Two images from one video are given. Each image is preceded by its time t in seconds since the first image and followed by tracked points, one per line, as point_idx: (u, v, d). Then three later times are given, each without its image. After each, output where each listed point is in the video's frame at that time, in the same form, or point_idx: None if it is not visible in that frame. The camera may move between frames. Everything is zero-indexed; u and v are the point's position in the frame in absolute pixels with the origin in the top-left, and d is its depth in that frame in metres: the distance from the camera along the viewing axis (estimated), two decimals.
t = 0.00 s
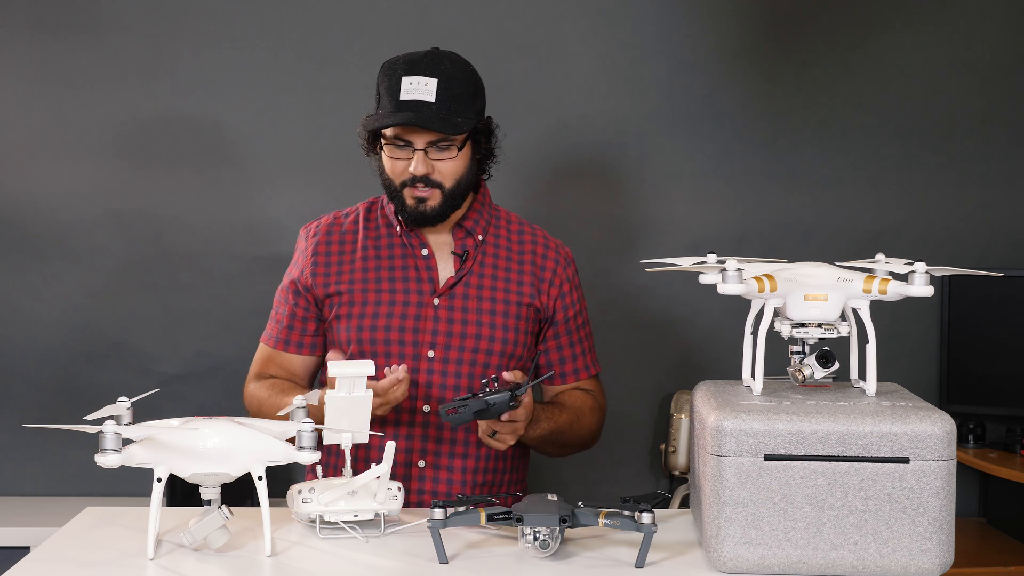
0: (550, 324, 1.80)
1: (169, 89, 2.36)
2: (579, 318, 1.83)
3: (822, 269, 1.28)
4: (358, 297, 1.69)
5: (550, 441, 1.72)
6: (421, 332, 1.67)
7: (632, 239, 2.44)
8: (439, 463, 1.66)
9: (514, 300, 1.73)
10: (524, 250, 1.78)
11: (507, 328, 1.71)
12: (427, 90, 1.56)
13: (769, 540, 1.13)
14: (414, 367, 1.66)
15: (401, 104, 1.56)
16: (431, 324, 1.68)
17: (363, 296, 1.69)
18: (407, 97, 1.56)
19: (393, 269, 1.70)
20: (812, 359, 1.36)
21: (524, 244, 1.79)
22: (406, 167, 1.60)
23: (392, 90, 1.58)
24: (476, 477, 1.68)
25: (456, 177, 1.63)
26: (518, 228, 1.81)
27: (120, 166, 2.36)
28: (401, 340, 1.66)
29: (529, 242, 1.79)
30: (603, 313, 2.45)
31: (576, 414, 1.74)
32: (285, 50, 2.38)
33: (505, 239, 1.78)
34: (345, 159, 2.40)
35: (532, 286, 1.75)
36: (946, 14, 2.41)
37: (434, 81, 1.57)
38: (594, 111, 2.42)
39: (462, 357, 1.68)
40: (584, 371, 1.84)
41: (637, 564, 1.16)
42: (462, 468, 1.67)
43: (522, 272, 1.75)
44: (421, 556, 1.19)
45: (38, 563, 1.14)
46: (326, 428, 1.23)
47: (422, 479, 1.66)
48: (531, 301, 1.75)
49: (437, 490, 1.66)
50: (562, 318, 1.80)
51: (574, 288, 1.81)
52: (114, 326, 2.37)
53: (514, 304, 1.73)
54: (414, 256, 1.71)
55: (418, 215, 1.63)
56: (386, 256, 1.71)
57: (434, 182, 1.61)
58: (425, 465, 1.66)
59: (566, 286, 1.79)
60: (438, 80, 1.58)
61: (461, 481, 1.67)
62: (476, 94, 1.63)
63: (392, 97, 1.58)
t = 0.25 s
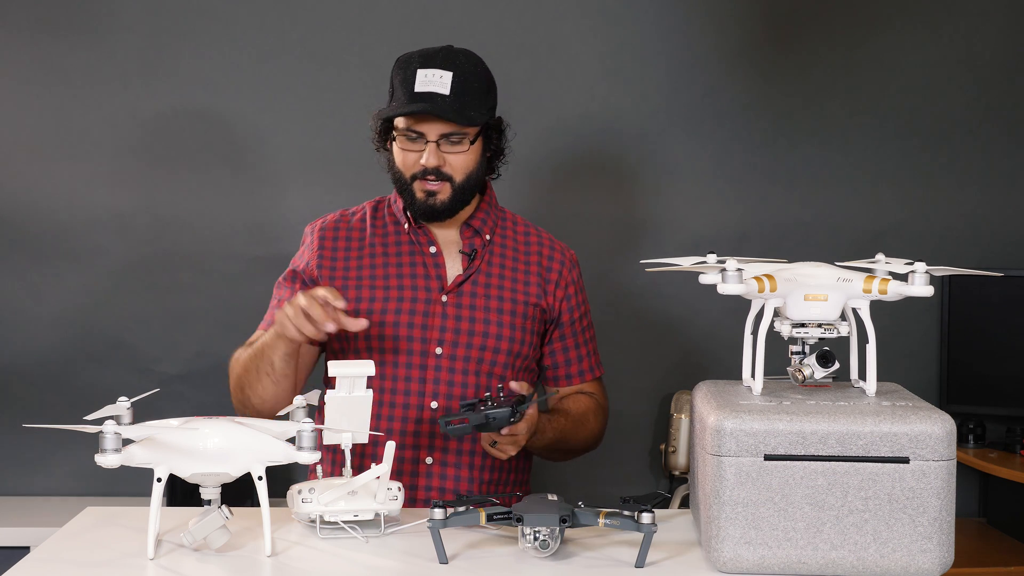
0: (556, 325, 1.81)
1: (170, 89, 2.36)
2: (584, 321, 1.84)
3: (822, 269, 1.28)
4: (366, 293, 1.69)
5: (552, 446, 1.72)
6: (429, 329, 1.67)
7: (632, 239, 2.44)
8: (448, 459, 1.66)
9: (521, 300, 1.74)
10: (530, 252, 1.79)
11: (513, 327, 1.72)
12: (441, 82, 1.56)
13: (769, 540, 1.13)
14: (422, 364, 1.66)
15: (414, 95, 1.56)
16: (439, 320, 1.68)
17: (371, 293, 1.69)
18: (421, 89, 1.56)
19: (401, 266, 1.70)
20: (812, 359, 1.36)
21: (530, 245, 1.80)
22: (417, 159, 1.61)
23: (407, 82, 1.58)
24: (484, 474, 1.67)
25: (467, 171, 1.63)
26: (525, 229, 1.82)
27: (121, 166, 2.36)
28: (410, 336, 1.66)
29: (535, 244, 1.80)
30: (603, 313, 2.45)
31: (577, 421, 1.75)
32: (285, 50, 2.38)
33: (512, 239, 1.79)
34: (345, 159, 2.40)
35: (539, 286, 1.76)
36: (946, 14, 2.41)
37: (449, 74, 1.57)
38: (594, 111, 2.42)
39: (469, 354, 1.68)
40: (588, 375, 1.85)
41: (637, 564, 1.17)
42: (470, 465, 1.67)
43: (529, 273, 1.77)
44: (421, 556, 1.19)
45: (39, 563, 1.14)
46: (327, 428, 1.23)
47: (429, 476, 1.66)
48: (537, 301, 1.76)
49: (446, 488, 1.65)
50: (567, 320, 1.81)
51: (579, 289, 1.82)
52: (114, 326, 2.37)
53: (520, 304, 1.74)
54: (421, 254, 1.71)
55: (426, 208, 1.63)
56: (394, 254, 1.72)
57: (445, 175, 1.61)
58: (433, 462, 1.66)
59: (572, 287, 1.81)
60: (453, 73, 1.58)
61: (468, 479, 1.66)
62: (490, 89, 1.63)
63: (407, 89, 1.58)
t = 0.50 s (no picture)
0: (559, 329, 1.84)
1: (169, 89, 2.36)
2: (585, 325, 1.87)
3: (822, 269, 1.28)
4: (374, 291, 1.68)
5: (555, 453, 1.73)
6: (438, 329, 1.67)
7: (632, 239, 2.44)
8: (452, 460, 1.66)
9: (527, 303, 1.75)
10: (536, 256, 1.81)
11: (518, 329, 1.73)
12: (465, 68, 1.60)
13: (769, 540, 1.13)
14: (430, 365, 1.65)
15: (439, 78, 1.60)
16: (448, 321, 1.68)
17: (379, 291, 1.68)
18: (445, 73, 1.60)
19: (409, 266, 1.70)
20: (812, 359, 1.36)
21: (536, 249, 1.82)
22: (436, 142, 1.63)
23: (431, 66, 1.62)
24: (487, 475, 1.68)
25: (485, 159, 1.66)
26: (530, 234, 1.84)
27: (120, 166, 2.36)
28: (419, 337, 1.65)
29: (540, 248, 1.82)
30: (603, 313, 2.45)
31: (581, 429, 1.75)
32: (285, 51, 2.38)
33: (518, 243, 1.81)
34: (345, 159, 2.40)
35: (544, 290, 1.78)
36: (946, 14, 2.41)
37: (473, 61, 1.61)
38: (594, 110, 2.42)
39: (476, 356, 1.68)
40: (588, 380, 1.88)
41: (637, 564, 1.16)
42: (475, 465, 1.67)
43: (535, 276, 1.78)
44: (421, 556, 1.19)
45: (39, 563, 1.14)
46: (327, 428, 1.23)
47: (434, 476, 1.65)
48: (544, 305, 1.77)
49: (449, 488, 1.65)
50: (570, 324, 1.84)
51: (580, 294, 1.85)
52: (114, 326, 2.37)
53: (527, 307, 1.74)
54: (431, 254, 1.71)
55: (441, 191, 1.64)
56: (403, 252, 1.71)
57: (462, 159, 1.63)
58: (438, 463, 1.66)
59: (574, 293, 1.83)
60: (477, 61, 1.62)
61: (472, 479, 1.67)
62: (509, 82, 1.68)
63: (431, 72, 1.61)
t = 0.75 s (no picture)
0: (562, 335, 1.85)
1: (169, 89, 2.36)
2: (587, 331, 1.87)
3: (822, 269, 1.28)
4: (379, 291, 1.68)
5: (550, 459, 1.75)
6: (445, 332, 1.67)
7: (632, 239, 2.44)
8: (453, 461, 1.66)
9: (532, 308, 1.76)
10: (541, 262, 1.81)
11: (522, 332, 1.73)
12: (486, 66, 1.63)
13: (769, 540, 1.13)
14: (435, 366, 1.65)
15: (460, 74, 1.62)
16: (455, 324, 1.67)
17: (387, 292, 1.68)
18: (466, 70, 1.62)
19: (416, 267, 1.70)
20: (812, 359, 1.36)
21: (541, 256, 1.83)
22: (453, 138, 1.65)
23: (451, 63, 1.64)
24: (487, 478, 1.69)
25: (500, 157, 1.68)
26: (536, 240, 1.85)
27: (120, 166, 2.36)
28: (426, 339, 1.65)
29: (546, 255, 1.83)
30: (603, 313, 2.45)
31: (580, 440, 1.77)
32: (285, 51, 2.38)
33: (524, 249, 1.81)
34: (345, 159, 2.40)
35: (549, 296, 1.78)
36: (946, 14, 2.41)
37: (493, 60, 1.64)
38: (594, 110, 2.42)
39: (481, 359, 1.68)
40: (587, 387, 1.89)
41: (637, 564, 1.16)
42: (475, 466, 1.68)
43: (540, 282, 1.79)
44: (421, 556, 1.19)
45: (38, 563, 1.14)
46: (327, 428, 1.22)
47: (434, 478, 1.65)
48: (548, 311, 1.78)
49: (449, 489, 1.65)
50: (573, 330, 1.84)
51: (583, 302, 1.86)
52: (115, 326, 2.37)
53: (532, 312, 1.75)
54: (439, 255, 1.71)
55: (456, 187, 1.66)
56: (411, 253, 1.71)
57: (479, 157, 1.66)
58: (438, 464, 1.66)
59: (578, 300, 1.84)
60: (497, 60, 1.64)
61: (470, 481, 1.67)
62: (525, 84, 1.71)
63: (451, 70, 1.63)
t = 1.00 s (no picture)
0: (563, 333, 1.84)
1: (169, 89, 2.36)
2: (588, 329, 1.87)
3: (822, 269, 1.28)
4: (379, 291, 1.68)
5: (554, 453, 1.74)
6: (443, 331, 1.66)
7: (632, 239, 2.44)
8: (453, 460, 1.66)
9: (532, 306, 1.75)
10: (541, 260, 1.81)
11: (521, 330, 1.73)
12: (484, 72, 1.61)
13: (769, 540, 1.13)
14: (434, 365, 1.65)
15: (457, 81, 1.60)
16: (453, 323, 1.67)
17: (386, 291, 1.68)
18: (464, 76, 1.60)
19: (415, 266, 1.70)
20: (812, 359, 1.36)
21: (541, 253, 1.82)
22: (450, 145, 1.64)
23: (448, 68, 1.62)
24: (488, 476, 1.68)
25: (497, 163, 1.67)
26: (536, 238, 1.84)
27: (120, 166, 2.36)
28: (424, 338, 1.65)
29: (546, 253, 1.83)
30: (603, 313, 2.45)
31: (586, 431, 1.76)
32: (285, 51, 2.38)
33: (524, 247, 1.81)
34: (345, 159, 2.40)
35: (549, 294, 1.78)
36: (946, 14, 2.41)
37: (491, 65, 1.62)
38: (594, 110, 2.42)
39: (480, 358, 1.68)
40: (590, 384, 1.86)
41: (637, 564, 1.16)
42: (476, 465, 1.68)
43: (540, 281, 1.78)
44: (421, 556, 1.19)
45: (38, 563, 1.14)
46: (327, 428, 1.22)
47: (433, 476, 1.65)
48: (548, 309, 1.78)
49: (450, 488, 1.65)
50: (575, 328, 1.84)
51: (585, 299, 1.86)
52: (115, 326, 2.37)
53: (532, 310, 1.75)
54: (438, 254, 1.71)
55: (453, 196, 1.66)
56: (410, 252, 1.71)
57: (476, 164, 1.65)
58: (438, 463, 1.65)
59: (579, 297, 1.84)
60: (495, 65, 1.62)
61: (470, 480, 1.67)
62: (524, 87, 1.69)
63: (448, 76, 1.61)
